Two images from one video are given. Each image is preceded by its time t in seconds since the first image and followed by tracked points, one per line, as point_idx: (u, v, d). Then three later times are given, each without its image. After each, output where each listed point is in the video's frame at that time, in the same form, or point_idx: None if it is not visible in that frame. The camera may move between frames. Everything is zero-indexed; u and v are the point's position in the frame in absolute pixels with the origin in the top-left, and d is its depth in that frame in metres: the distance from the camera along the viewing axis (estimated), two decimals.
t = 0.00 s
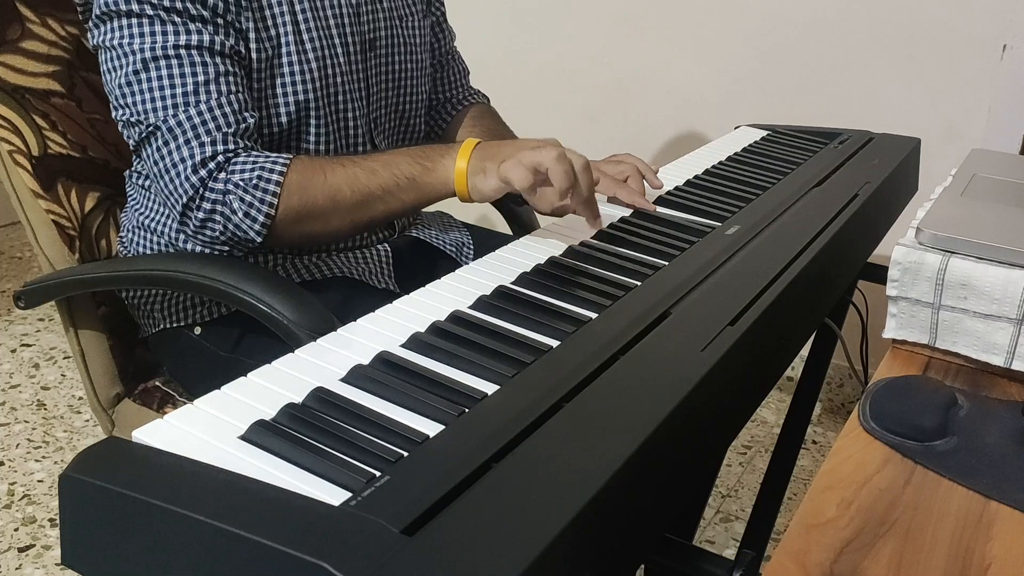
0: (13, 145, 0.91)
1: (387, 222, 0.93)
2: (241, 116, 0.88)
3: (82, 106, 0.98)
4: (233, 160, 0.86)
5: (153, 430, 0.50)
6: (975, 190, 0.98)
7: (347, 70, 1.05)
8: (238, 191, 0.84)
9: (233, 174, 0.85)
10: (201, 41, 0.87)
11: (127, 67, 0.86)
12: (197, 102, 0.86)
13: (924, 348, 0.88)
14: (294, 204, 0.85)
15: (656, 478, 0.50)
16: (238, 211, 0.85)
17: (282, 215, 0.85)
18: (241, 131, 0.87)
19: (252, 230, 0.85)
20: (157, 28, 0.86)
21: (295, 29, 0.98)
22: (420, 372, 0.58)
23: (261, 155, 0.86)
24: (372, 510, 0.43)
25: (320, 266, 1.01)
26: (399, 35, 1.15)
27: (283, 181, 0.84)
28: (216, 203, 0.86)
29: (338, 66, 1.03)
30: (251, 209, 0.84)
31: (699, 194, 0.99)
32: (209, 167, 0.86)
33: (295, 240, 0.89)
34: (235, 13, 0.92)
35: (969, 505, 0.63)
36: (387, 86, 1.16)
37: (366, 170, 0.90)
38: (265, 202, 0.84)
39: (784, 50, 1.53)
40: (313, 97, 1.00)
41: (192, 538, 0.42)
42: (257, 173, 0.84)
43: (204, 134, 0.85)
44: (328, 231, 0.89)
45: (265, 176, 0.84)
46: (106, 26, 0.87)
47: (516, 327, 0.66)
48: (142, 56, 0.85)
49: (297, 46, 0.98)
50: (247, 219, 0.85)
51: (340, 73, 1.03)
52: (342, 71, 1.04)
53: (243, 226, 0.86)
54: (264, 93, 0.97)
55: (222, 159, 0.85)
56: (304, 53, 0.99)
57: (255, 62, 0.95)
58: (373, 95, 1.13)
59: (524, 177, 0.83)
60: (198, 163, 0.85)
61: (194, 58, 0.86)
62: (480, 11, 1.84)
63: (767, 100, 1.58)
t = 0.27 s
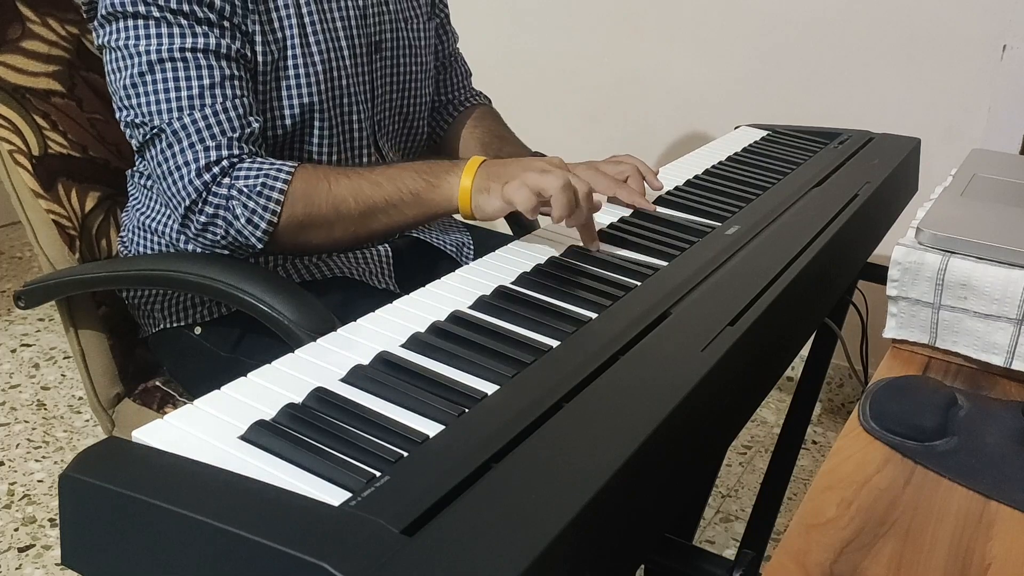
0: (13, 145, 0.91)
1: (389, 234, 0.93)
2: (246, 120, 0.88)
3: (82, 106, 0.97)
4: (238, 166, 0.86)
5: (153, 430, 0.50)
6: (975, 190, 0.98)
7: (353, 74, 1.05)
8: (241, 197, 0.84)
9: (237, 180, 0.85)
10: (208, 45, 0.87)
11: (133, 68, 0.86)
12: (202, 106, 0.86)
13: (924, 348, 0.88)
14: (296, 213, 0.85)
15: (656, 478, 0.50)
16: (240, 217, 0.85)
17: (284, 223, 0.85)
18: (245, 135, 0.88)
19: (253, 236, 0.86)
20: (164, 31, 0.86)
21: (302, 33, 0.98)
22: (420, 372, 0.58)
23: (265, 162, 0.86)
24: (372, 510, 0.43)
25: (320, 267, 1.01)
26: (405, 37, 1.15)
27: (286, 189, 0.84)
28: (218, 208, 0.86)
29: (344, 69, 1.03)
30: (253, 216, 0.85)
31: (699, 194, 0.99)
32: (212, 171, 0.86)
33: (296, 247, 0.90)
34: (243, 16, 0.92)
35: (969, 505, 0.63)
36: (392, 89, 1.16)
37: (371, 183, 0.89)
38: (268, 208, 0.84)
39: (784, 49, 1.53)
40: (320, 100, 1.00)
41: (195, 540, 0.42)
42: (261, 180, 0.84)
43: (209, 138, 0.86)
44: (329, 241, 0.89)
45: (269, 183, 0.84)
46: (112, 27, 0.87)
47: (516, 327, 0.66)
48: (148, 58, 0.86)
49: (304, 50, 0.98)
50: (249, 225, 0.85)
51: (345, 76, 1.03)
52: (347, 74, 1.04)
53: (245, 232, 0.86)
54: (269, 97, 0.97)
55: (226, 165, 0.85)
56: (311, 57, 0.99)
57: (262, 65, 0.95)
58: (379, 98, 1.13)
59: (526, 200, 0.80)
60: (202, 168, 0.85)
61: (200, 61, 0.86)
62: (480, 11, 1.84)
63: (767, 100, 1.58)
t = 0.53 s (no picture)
0: (13, 145, 0.90)
1: (393, 233, 0.93)
2: (252, 119, 0.88)
3: (82, 106, 0.97)
4: (243, 164, 0.86)
5: (153, 430, 0.50)
6: (975, 190, 0.98)
7: (359, 74, 1.05)
8: (246, 195, 0.84)
9: (242, 178, 0.85)
10: (215, 43, 0.86)
11: (138, 66, 0.86)
12: (207, 104, 0.86)
13: (924, 348, 0.88)
14: (301, 212, 0.85)
15: (656, 478, 0.50)
16: (245, 216, 0.85)
17: (289, 222, 0.85)
18: (251, 134, 0.88)
19: (258, 235, 0.85)
20: (171, 29, 0.85)
21: (310, 33, 0.98)
22: (420, 372, 0.58)
23: (271, 161, 0.86)
24: (372, 510, 0.43)
25: (320, 267, 1.01)
26: (410, 37, 1.15)
27: (292, 188, 0.85)
28: (223, 207, 0.86)
29: (350, 70, 1.03)
30: (258, 214, 0.84)
31: (699, 194, 0.99)
32: (217, 170, 0.86)
33: (301, 247, 0.90)
34: (251, 16, 0.91)
35: (969, 505, 0.63)
36: (398, 89, 1.16)
37: (376, 182, 0.90)
38: (273, 207, 0.84)
39: (785, 49, 1.53)
40: (325, 101, 1.01)
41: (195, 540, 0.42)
42: (266, 179, 0.84)
43: (214, 137, 0.86)
44: (334, 241, 0.89)
45: (274, 182, 0.85)
46: (118, 24, 0.87)
47: (516, 327, 0.66)
48: (153, 56, 0.85)
49: (311, 51, 0.98)
50: (254, 223, 0.85)
51: (351, 76, 1.03)
52: (353, 74, 1.04)
53: (250, 231, 0.85)
54: (276, 96, 0.97)
55: (231, 164, 0.86)
56: (317, 57, 0.99)
57: (268, 64, 0.95)
58: (386, 99, 1.13)
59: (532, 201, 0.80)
60: (208, 166, 0.85)
61: (207, 60, 0.86)
62: (480, 11, 1.84)
63: (767, 100, 1.58)
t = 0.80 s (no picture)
0: (13, 144, 0.90)
1: (398, 232, 0.93)
2: (258, 118, 0.88)
3: (82, 106, 0.97)
4: (248, 162, 0.86)
5: (153, 430, 0.50)
6: (975, 190, 0.98)
7: (364, 74, 1.05)
8: (251, 193, 0.84)
9: (247, 176, 0.85)
10: (223, 41, 0.86)
11: (144, 62, 0.86)
12: (213, 102, 0.86)
13: (924, 348, 0.88)
14: (306, 211, 0.85)
15: (656, 478, 0.50)
16: (250, 214, 0.85)
17: (294, 220, 0.85)
18: (256, 132, 0.87)
19: (263, 233, 0.85)
20: (179, 26, 0.85)
21: (318, 32, 0.98)
22: (420, 372, 0.58)
23: (276, 159, 0.86)
24: (372, 509, 0.44)
25: (320, 267, 1.01)
26: (416, 38, 1.15)
27: (296, 186, 0.84)
28: (228, 204, 0.86)
29: (357, 69, 1.03)
30: (263, 212, 0.84)
31: (699, 194, 0.99)
32: (222, 167, 0.86)
33: (305, 246, 0.89)
34: (259, 14, 0.91)
35: (969, 505, 0.63)
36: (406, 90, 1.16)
37: (380, 180, 0.89)
38: (278, 205, 0.84)
39: (785, 50, 1.53)
40: (333, 101, 1.01)
41: (195, 540, 0.42)
42: (271, 177, 0.84)
43: (220, 135, 0.85)
44: (338, 239, 0.89)
45: (279, 180, 0.84)
46: (126, 21, 0.87)
47: (516, 327, 0.66)
48: (160, 53, 0.85)
49: (320, 51, 0.98)
50: (259, 222, 0.85)
51: (357, 76, 1.03)
52: (359, 74, 1.04)
53: (254, 229, 0.85)
54: (283, 94, 0.97)
55: (236, 161, 0.85)
56: (325, 56, 0.99)
57: (276, 62, 0.95)
58: (393, 100, 1.13)
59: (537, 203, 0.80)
60: (212, 164, 0.85)
61: (215, 58, 0.86)
62: (480, 11, 1.84)
63: (767, 100, 1.58)
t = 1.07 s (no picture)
0: (14, 144, 0.91)
1: (400, 223, 0.92)
2: (261, 115, 0.87)
3: (82, 106, 0.97)
4: (249, 157, 0.85)
5: (154, 430, 0.50)
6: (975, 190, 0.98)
7: (367, 73, 1.05)
8: (252, 187, 0.84)
9: (248, 171, 0.85)
10: (227, 38, 0.86)
11: (148, 59, 0.86)
12: (216, 98, 0.86)
13: (924, 348, 0.88)
14: (309, 204, 0.85)
15: (656, 478, 0.50)
16: (251, 208, 0.84)
17: (296, 214, 0.85)
18: (259, 129, 0.87)
19: (265, 227, 0.85)
20: (182, 22, 0.85)
21: (322, 31, 0.98)
22: (420, 373, 0.58)
23: (277, 153, 0.86)
24: (372, 509, 0.44)
25: (320, 267, 1.01)
26: (419, 38, 1.15)
27: (298, 179, 0.84)
28: (230, 199, 0.85)
29: (360, 69, 1.03)
30: (265, 206, 0.84)
31: (699, 194, 0.99)
32: (224, 163, 0.85)
33: (308, 239, 0.89)
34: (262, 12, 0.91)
35: (969, 505, 0.63)
36: (409, 90, 1.16)
37: (382, 171, 0.89)
38: (280, 199, 0.84)
39: (785, 49, 1.53)
40: (336, 100, 1.01)
41: (195, 539, 0.42)
42: (273, 170, 0.84)
43: (222, 131, 0.85)
44: (342, 231, 0.89)
45: (280, 174, 0.84)
46: (131, 18, 0.87)
47: (516, 327, 0.66)
48: (164, 49, 0.85)
49: (324, 50, 0.98)
50: (261, 216, 0.85)
51: (360, 75, 1.03)
52: (362, 73, 1.04)
53: (257, 224, 0.85)
54: (287, 92, 0.97)
55: (238, 156, 0.85)
56: (329, 55, 0.99)
57: (280, 60, 0.95)
58: (396, 99, 1.13)
59: (541, 204, 0.80)
60: (214, 159, 0.85)
61: (218, 54, 0.86)
62: (480, 11, 1.84)
63: (767, 100, 1.58)
